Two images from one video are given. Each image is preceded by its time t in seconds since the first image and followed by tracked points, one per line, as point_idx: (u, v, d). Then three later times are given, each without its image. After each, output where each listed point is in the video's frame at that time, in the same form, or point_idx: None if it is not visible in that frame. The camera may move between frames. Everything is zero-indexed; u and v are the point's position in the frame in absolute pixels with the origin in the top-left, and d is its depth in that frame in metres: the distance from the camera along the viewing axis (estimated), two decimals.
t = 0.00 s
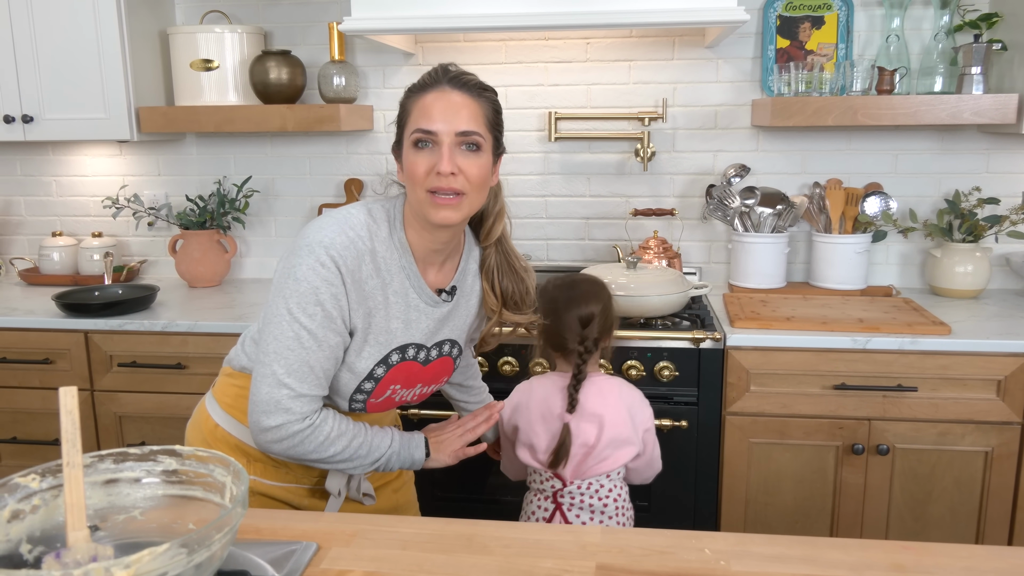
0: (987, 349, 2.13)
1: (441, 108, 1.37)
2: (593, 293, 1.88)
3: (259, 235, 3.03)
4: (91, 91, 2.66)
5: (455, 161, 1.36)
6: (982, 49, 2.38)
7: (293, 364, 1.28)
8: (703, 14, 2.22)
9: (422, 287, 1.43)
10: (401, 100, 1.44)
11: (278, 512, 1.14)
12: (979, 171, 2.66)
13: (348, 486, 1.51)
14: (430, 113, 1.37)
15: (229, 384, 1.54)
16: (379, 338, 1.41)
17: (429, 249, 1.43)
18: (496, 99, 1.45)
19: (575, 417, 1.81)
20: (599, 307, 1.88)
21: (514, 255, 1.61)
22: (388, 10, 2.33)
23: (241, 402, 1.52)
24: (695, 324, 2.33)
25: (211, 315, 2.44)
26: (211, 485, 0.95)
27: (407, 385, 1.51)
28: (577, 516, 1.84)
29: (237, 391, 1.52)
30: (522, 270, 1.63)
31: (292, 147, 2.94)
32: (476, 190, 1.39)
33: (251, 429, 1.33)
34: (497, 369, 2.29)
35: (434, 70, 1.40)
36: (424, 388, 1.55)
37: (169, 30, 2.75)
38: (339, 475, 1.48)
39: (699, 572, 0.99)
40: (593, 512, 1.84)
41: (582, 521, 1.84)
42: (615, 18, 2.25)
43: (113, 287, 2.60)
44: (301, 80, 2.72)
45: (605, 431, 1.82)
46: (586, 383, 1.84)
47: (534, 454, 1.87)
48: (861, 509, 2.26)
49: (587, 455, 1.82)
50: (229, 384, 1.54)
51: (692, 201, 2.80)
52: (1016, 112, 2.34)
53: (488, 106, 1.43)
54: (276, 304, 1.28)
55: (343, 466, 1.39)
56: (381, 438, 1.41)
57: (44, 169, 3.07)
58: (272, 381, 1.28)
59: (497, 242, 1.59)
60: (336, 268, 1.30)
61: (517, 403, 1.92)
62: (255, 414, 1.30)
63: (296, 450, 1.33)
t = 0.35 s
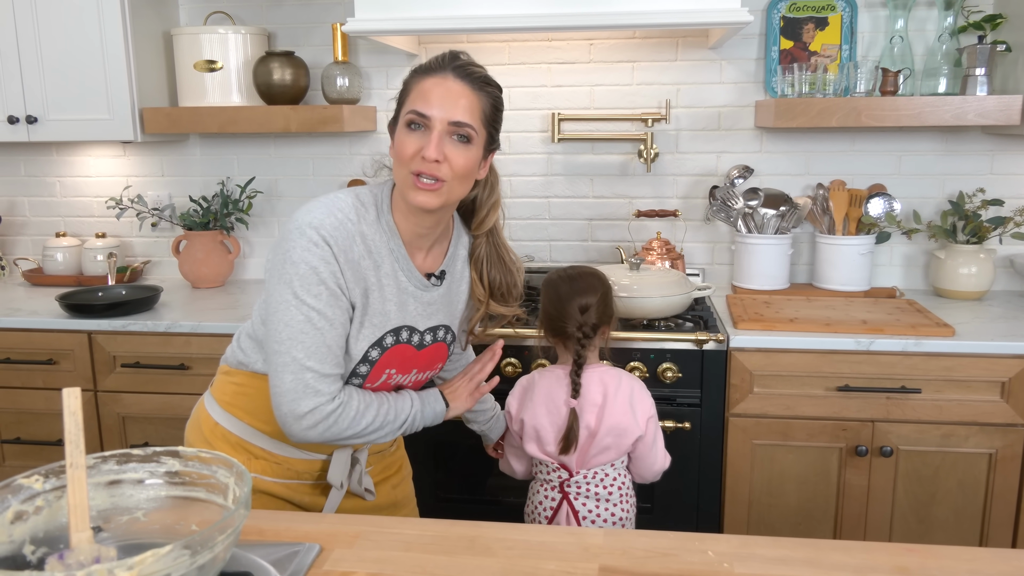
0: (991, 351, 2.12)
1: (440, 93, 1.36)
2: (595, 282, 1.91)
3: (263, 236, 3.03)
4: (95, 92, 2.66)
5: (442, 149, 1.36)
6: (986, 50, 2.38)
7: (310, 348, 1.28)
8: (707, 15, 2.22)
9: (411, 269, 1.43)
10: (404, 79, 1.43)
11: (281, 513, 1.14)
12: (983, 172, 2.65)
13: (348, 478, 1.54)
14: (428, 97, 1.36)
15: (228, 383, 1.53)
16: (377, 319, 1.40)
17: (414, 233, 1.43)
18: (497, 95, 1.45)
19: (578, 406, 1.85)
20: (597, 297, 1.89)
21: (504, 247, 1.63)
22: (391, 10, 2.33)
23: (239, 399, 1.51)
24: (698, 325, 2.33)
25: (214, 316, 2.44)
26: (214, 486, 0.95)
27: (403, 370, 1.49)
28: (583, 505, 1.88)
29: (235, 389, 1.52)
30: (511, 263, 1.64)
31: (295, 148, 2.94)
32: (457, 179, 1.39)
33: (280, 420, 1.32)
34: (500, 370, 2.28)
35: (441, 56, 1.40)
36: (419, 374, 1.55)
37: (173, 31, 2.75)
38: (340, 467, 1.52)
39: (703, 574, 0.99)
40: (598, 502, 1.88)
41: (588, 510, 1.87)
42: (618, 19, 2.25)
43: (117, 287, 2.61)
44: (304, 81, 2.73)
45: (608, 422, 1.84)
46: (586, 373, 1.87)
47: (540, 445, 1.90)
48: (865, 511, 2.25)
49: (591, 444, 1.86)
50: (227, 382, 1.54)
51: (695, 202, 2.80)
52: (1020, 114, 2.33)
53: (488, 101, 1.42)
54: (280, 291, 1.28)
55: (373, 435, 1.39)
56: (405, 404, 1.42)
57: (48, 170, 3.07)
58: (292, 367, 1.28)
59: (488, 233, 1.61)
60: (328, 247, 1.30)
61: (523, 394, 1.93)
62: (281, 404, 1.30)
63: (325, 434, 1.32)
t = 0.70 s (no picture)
0: (994, 353, 2.12)
1: (442, 100, 1.36)
2: (560, 278, 1.89)
3: (265, 237, 3.03)
4: (99, 93, 2.67)
5: (446, 156, 1.36)
6: (989, 52, 2.38)
7: (322, 351, 1.28)
8: (711, 17, 2.22)
9: (414, 272, 1.43)
10: (406, 85, 1.43)
11: (284, 514, 1.14)
12: (986, 174, 2.65)
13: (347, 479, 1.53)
14: (430, 104, 1.36)
15: (226, 385, 1.53)
16: (383, 323, 1.40)
17: (416, 237, 1.43)
18: (498, 100, 1.44)
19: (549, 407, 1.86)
20: (559, 295, 1.87)
21: (503, 250, 1.64)
22: (395, 12, 2.33)
23: (238, 401, 1.51)
24: (700, 327, 2.33)
25: (217, 317, 2.45)
26: (218, 488, 0.95)
27: (406, 373, 1.50)
28: (554, 504, 1.89)
29: (234, 391, 1.52)
30: (509, 266, 1.64)
31: (298, 149, 2.95)
32: (461, 186, 1.39)
33: (293, 425, 1.31)
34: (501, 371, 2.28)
35: (443, 62, 1.40)
36: (421, 376, 1.55)
37: (176, 33, 2.75)
38: (339, 467, 1.51)
39: None
40: (571, 500, 1.89)
41: (559, 509, 1.89)
42: (622, 21, 2.25)
43: (120, 289, 2.61)
44: (307, 82, 2.73)
45: (582, 424, 1.85)
46: (553, 375, 1.86)
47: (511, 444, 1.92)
48: (867, 513, 2.25)
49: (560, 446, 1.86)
50: (226, 384, 1.53)
51: (697, 203, 2.80)
52: None
53: (490, 106, 1.42)
54: (289, 296, 1.28)
55: (378, 452, 1.39)
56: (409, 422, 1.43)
57: (51, 171, 3.08)
58: (304, 372, 1.27)
59: (487, 235, 1.61)
60: (335, 251, 1.30)
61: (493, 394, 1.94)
62: (292, 408, 1.29)
63: (337, 438, 1.32)
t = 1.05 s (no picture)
0: (997, 353, 2.12)
1: (449, 100, 1.37)
2: (553, 278, 1.89)
3: (268, 237, 3.03)
4: (102, 94, 2.67)
5: (451, 156, 1.36)
6: (992, 52, 2.37)
7: (314, 356, 1.28)
8: (715, 17, 2.22)
9: (415, 275, 1.43)
10: (412, 85, 1.43)
11: (290, 514, 1.15)
12: (989, 174, 2.65)
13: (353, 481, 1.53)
14: (437, 103, 1.36)
15: (229, 386, 1.53)
16: (382, 326, 1.40)
17: (417, 240, 1.43)
18: (504, 104, 1.45)
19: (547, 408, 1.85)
20: (553, 296, 1.87)
21: (502, 256, 1.63)
22: (398, 12, 2.33)
23: (242, 403, 1.51)
24: (703, 327, 2.32)
25: (220, 317, 2.45)
26: (224, 488, 0.95)
27: (407, 374, 1.50)
28: (553, 503, 1.89)
29: (237, 392, 1.51)
30: (508, 271, 1.64)
31: (300, 149, 2.95)
32: (465, 187, 1.39)
33: (282, 426, 1.33)
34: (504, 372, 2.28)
35: (450, 63, 1.40)
36: (422, 378, 1.55)
37: (179, 33, 2.76)
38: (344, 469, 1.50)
39: None
40: (570, 501, 1.89)
41: (557, 509, 1.89)
42: (625, 21, 2.25)
43: (123, 289, 2.61)
44: (309, 83, 2.73)
45: (580, 425, 1.84)
46: (549, 377, 1.85)
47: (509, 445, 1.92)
48: (871, 513, 2.25)
49: (561, 447, 1.86)
50: (228, 386, 1.53)
51: (700, 203, 2.80)
52: None
53: (495, 110, 1.43)
54: (285, 301, 1.28)
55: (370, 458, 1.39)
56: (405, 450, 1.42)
57: (54, 171, 3.08)
58: (296, 377, 1.28)
59: (487, 240, 1.61)
60: (334, 256, 1.30)
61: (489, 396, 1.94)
62: (285, 411, 1.30)
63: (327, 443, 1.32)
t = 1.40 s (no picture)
0: (1001, 353, 2.12)
1: (452, 102, 1.37)
2: (561, 279, 1.87)
3: (270, 239, 3.03)
4: (104, 97, 2.67)
5: (454, 159, 1.36)
6: (994, 52, 2.37)
7: (328, 353, 1.28)
8: (717, 18, 2.22)
9: (417, 269, 1.43)
10: (414, 83, 1.42)
11: (296, 516, 1.14)
12: (991, 174, 2.65)
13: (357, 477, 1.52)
14: (440, 105, 1.36)
15: (234, 388, 1.53)
16: (389, 321, 1.40)
17: (418, 236, 1.44)
18: (508, 104, 1.45)
19: (553, 409, 1.86)
20: (562, 297, 1.86)
21: (502, 247, 1.63)
22: (400, 13, 2.33)
23: (247, 403, 1.51)
24: (706, 327, 2.32)
25: (223, 319, 2.45)
26: (230, 489, 0.95)
27: (412, 370, 1.49)
28: (561, 506, 1.89)
29: (241, 393, 1.51)
30: (507, 262, 1.64)
31: (302, 151, 2.95)
32: (467, 189, 1.39)
33: (301, 426, 1.32)
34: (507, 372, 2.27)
35: (454, 62, 1.40)
36: (426, 372, 1.55)
37: (181, 35, 2.76)
38: (351, 466, 1.50)
39: None
40: (578, 502, 1.89)
41: (565, 511, 1.89)
42: (627, 22, 2.25)
43: (125, 291, 2.61)
44: (312, 84, 2.73)
45: (586, 428, 1.85)
46: (561, 377, 1.85)
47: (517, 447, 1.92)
48: (875, 513, 2.25)
49: (569, 449, 1.86)
50: (233, 387, 1.53)
51: (702, 204, 2.80)
52: None
53: (499, 111, 1.43)
54: (295, 301, 1.27)
55: (386, 443, 1.40)
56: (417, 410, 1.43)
57: (56, 173, 3.08)
58: (313, 375, 1.27)
59: (487, 232, 1.61)
60: (339, 253, 1.30)
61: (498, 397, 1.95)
62: (301, 410, 1.29)
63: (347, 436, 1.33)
